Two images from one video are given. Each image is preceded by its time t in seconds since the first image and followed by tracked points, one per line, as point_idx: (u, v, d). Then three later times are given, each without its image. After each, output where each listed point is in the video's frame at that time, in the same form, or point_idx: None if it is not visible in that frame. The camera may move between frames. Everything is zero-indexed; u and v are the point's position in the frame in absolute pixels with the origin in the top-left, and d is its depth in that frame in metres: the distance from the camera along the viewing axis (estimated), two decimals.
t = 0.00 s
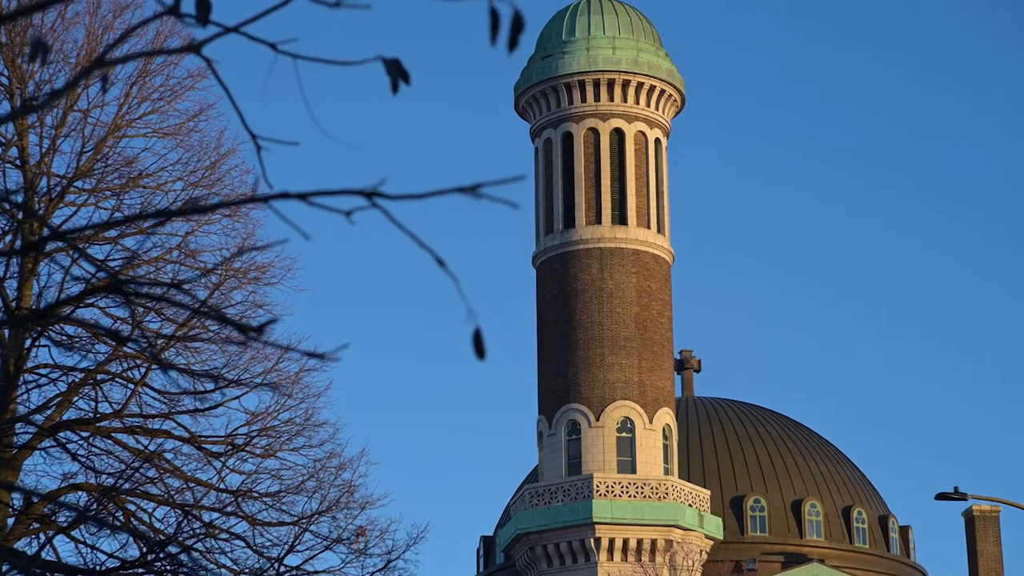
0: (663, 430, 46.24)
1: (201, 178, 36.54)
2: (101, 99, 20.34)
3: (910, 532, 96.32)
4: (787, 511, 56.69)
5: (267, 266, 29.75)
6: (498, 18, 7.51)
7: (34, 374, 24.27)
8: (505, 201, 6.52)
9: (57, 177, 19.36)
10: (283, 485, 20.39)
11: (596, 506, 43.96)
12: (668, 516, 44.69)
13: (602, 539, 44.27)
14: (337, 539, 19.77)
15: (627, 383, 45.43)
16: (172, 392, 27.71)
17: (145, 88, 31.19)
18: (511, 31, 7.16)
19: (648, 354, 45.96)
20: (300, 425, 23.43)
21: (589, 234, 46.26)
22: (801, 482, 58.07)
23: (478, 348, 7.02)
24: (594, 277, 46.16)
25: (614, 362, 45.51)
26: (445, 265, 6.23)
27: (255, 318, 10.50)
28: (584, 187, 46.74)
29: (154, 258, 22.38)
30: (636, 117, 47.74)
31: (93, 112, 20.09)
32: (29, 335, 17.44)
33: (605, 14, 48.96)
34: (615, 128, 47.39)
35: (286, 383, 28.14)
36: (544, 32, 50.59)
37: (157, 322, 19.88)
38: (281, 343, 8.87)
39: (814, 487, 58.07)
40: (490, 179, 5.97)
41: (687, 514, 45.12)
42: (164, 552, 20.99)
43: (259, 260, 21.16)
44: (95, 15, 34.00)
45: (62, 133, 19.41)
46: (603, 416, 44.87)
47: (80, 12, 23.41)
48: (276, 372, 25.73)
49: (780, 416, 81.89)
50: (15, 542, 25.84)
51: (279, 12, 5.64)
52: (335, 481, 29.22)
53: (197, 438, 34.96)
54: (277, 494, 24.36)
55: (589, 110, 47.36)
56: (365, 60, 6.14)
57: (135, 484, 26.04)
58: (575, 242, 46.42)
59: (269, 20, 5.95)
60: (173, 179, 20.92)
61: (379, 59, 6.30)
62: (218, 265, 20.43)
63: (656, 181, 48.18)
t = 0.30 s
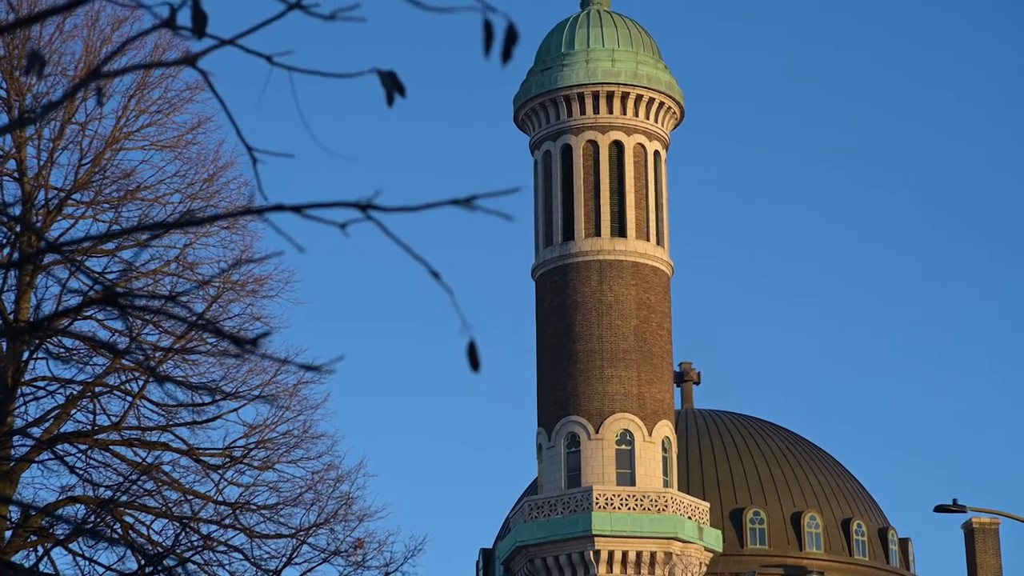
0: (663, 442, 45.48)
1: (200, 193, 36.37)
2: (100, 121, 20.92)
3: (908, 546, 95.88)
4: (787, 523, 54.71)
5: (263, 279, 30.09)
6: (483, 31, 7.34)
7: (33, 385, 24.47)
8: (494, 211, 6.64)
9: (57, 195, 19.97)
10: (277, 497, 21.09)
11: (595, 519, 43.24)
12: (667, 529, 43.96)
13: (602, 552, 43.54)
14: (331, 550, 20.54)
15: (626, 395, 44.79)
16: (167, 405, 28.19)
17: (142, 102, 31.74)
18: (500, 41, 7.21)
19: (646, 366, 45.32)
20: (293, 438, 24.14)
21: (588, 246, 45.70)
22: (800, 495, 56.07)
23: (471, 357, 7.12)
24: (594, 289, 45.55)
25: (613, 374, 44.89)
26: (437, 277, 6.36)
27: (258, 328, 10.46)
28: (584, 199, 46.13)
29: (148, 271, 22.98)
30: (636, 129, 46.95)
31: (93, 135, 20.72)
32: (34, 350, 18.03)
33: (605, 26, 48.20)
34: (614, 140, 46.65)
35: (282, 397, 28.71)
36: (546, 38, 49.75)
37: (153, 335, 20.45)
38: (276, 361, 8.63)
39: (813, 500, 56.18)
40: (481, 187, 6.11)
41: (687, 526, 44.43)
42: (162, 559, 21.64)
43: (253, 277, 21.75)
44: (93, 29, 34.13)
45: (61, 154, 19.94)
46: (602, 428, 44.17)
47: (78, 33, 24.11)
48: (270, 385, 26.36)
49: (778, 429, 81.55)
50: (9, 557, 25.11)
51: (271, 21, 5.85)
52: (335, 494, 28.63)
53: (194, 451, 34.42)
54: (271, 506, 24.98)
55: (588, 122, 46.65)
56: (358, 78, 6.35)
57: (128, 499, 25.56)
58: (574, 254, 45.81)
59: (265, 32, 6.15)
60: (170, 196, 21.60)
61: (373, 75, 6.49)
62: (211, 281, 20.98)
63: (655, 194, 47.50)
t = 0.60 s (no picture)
0: (662, 455, 44.16)
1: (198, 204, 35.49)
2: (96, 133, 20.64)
3: (907, 560, 95.01)
4: (786, 536, 53.36)
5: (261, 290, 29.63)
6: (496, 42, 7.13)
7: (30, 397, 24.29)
8: (493, 223, 6.57)
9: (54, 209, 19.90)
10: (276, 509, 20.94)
11: (595, 532, 42.02)
12: (667, 541, 42.80)
13: (601, 565, 42.35)
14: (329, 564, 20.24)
15: (625, 407, 43.55)
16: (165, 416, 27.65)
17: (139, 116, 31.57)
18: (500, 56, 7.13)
19: (646, 379, 44.11)
20: (292, 448, 23.93)
21: (587, 258, 44.54)
22: (799, 508, 54.66)
23: (467, 369, 7.00)
24: (593, 302, 44.36)
25: (613, 387, 43.65)
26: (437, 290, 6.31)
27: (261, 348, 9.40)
28: (582, 212, 44.99)
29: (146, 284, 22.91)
30: (634, 141, 45.85)
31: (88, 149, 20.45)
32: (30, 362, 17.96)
33: (603, 38, 47.11)
34: (613, 153, 45.62)
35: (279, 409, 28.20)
36: (545, 51, 48.72)
37: (151, 346, 20.34)
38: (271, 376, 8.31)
39: (813, 512, 54.91)
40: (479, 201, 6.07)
41: (686, 539, 43.27)
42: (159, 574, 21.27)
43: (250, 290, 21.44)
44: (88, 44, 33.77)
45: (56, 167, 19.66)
46: (601, 440, 42.90)
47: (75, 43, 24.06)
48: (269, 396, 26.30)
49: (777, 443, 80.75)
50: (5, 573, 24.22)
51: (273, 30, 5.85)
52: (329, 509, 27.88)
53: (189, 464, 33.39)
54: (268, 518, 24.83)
55: (587, 134, 45.61)
56: (358, 87, 6.32)
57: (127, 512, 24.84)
58: (574, 267, 44.64)
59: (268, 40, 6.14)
60: (167, 208, 21.48)
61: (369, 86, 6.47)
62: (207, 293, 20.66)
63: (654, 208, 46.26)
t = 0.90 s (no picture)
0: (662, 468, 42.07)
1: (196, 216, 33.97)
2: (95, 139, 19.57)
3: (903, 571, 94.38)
4: (786, 549, 52.03)
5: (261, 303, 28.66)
6: (489, 55, 6.71)
7: (25, 411, 22.96)
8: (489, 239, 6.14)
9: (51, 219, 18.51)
10: (275, 523, 19.60)
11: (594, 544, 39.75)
12: (666, 554, 40.48)
13: None
14: None
15: (626, 420, 41.31)
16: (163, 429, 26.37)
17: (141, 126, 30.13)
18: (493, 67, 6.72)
19: (646, 392, 41.84)
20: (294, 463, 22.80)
21: (586, 271, 42.29)
22: (800, 518, 53.14)
23: (462, 392, 6.53)
24: (593, 314, 42.14)
25: (612, 400, 41.43)
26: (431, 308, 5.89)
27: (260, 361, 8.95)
28: (582, 223, 42.75)
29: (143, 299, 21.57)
30: (634, 152, 43.74)
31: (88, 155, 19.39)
32: (25, 372, 16.57)
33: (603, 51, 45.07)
34: (613, 165, 43.47)
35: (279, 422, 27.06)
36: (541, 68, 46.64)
37: (149, 355, 19.06)
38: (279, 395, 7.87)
39: (814, 523, 53.30)
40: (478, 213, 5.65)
41: (685, 551, 40.99)
42: None
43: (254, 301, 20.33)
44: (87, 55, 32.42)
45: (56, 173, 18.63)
46: (601, 453, 40.72)
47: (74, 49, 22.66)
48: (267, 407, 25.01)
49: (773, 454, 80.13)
50: None
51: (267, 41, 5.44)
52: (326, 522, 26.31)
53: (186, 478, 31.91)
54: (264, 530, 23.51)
55: (587, 146, 43.47)
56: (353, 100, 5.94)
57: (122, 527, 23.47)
58: (573, 279, 42.38)
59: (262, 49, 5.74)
60: (166, 217, 20.04)
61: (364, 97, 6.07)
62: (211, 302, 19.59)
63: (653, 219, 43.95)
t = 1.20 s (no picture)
0: (661, 479, 41.13)
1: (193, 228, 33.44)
2: (92, 155, 19.24)
3: None
4: (785, 561, 51.53)
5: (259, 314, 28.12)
6: (487, 66, 6.58)
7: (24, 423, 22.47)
8: (487, 250, 6.05)
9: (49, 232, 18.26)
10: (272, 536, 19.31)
11: (592, 556, 39.03)
12: (666, 566, 39.62)
13: None
14: None
15: (624, 431, 40.33)
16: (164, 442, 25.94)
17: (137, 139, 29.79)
18: (490, 79, 6.61)
19: (644, 403, 40.87)
20: (289, 474, 22.56)
21: (585, 282, 41.28)
22: (799, 530, 52.68)
23: (460, 404, 6.44)
24: (591, 327, 41.17)
25: (610, 411, 40.47)
26: (428, 318, 5.84)
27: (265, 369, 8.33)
28: (580, 234, 41.75)
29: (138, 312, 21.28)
30: (633, 163, 42.76)
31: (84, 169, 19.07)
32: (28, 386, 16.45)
33: (601, 62, 44.15)
34: (612, 177, 42.49)
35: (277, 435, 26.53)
36: (540, 79, 45.78)
37: (147, 369, 18.76)
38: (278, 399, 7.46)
39: (813, 535, 52.82)
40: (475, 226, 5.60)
41: (686, 563, 40.08)
42: None
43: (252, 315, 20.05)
44: (84, 65, 31.98)
45: (55, 191, 18.36)
46: (599, 465, 39.79)
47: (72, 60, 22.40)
48: (263, 419, 24.71)
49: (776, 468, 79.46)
50: None
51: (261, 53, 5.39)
52: (323, 533, 25.82)
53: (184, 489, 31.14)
54: (264, 540, 23.24)
55: (586, 157, 42.49)
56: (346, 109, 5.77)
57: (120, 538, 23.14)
58: (573, 291, 41.35)
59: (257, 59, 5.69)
60: (164, 232, 19.76)
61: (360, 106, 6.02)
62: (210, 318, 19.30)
63: (652, 230, 42.99)
